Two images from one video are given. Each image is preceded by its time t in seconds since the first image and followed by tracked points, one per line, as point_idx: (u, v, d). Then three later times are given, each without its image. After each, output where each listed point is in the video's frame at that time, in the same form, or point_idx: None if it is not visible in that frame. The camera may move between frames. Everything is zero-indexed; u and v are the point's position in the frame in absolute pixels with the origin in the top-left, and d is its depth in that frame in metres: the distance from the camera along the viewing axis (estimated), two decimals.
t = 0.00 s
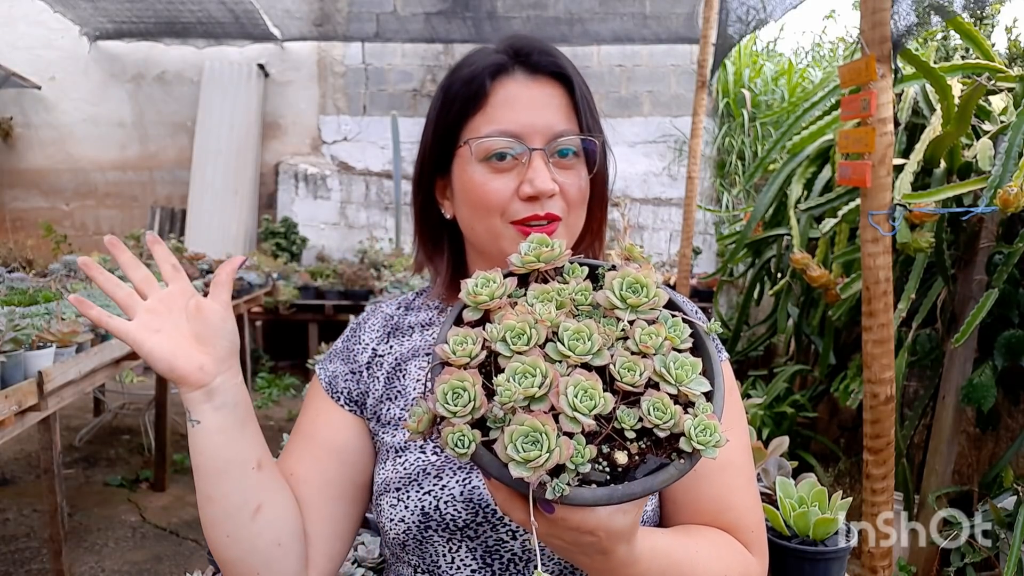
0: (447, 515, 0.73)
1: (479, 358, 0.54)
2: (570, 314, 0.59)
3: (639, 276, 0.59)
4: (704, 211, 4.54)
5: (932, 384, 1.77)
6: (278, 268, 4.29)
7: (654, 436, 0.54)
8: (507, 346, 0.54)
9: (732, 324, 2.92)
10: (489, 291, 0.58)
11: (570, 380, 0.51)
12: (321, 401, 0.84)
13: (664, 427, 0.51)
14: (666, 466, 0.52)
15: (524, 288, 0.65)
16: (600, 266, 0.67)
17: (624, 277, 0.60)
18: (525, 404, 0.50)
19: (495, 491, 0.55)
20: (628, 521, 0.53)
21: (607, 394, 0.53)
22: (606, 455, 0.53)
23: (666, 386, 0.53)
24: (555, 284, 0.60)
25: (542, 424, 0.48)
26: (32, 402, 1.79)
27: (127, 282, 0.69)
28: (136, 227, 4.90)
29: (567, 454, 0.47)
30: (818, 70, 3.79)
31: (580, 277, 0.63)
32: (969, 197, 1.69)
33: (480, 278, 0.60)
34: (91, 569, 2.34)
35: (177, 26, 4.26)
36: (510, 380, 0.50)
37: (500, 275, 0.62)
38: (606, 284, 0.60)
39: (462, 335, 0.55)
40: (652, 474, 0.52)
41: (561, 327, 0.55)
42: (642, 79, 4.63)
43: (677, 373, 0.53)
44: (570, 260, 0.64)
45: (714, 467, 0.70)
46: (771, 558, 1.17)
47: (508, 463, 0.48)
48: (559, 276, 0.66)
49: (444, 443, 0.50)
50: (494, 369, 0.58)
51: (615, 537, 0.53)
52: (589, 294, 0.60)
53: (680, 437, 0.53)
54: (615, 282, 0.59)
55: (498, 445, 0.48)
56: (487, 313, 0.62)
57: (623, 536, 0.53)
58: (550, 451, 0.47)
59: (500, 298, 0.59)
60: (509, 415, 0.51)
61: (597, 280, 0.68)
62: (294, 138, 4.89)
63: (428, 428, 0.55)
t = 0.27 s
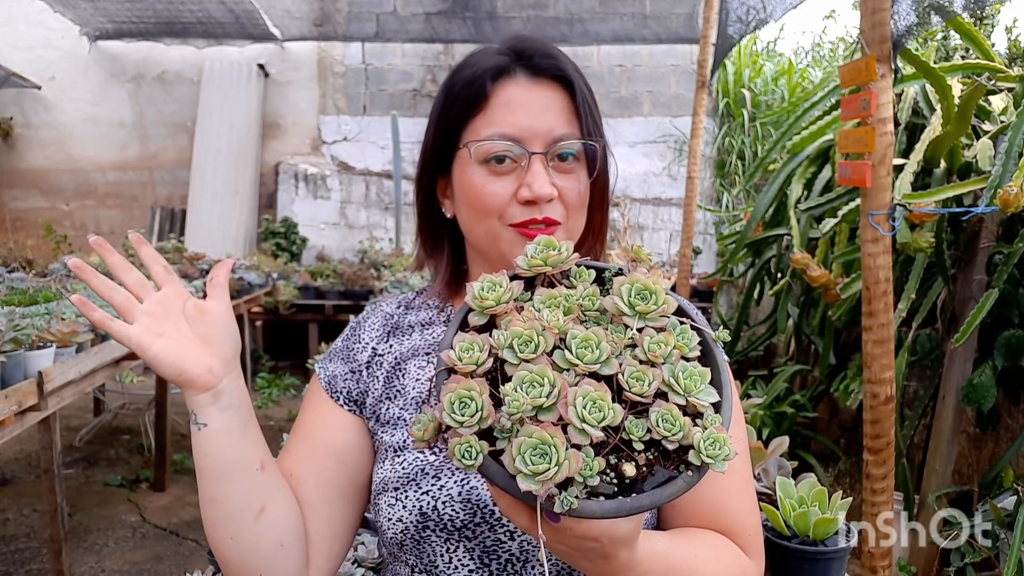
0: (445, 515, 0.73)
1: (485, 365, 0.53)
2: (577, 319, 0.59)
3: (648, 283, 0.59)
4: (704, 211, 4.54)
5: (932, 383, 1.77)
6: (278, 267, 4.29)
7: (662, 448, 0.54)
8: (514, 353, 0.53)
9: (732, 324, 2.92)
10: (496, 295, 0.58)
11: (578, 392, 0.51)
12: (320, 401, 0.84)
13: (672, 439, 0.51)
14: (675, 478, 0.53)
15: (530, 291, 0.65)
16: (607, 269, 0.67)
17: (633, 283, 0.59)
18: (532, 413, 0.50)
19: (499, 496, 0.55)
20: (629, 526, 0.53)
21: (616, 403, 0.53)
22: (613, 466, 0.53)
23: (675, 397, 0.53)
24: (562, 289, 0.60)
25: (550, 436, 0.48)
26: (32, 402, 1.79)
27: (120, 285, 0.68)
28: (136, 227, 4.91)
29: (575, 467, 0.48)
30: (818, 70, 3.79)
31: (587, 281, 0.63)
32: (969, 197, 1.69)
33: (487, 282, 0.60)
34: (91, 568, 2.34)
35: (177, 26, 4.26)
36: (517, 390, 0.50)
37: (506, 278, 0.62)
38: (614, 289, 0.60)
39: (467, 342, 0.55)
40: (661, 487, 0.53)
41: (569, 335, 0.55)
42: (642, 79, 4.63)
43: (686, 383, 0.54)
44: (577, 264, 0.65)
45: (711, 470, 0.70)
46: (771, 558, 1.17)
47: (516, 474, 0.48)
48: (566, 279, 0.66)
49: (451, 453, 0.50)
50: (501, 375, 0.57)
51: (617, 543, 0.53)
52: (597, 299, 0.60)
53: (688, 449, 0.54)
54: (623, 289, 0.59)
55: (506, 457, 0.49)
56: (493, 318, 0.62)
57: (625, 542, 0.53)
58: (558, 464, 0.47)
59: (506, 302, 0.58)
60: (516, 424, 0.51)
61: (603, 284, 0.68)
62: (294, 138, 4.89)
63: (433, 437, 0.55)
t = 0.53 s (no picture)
0: (447, 517, 0.73)
1: (499, 367, 0.53)
2: (588, 320, 0.59)
3: (656, 283, 0.59)
4: (704, 211, 4.54)
5: (932, 383, 1.77)
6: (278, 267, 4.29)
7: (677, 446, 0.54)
8: (528, 354, 0.53)
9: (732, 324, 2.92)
10: (507, 298, 0.58)
11: (595, 392, 0.51)
12: (317, 402, 0.83)
13: (688, 437, 0.51)
14: (691, 475, 0.53)
15: (538, 293, 0.65)
16: (613, 270, 0.67)
17: (642, 283, 0.59)
18: (550, 414, 0.50)
19: (511, 498, 0.55)
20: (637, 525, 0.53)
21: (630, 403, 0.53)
22: (630, 465, 0.54)
23: (688, 395, 0.53)
24: (573, 290, 0.60)
25: (570, 436, 0.48)
26: (32, 402, 1.79)
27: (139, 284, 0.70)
28: (136, 227, 4.90)
29: (596, 466, 0.47)
30: (819, 70, 3.78)
31: (595, 282, 0.63)
32: (969, 197, 1.69)
33: (496, 284, 0.60)
34: (91, 568, 2.34)
35: (177, 26, 4.26)
36: (534, 390, 0.50)
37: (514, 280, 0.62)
38: (623, 290, 0.60)
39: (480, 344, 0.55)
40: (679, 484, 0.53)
41: (582, 336, 0.55)
42: (642, 79, 4.63)
43: (698, 382, 0.54)
44: (583, 265, 0.65)
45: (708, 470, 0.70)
46: (771, 559, 1.17)
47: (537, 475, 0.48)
48: (573, 281, 0.66)
49: (469, 456, 0.50)
50: (515, 377, 0.57)
51: (627, 542, 0.53)
52: (606, 300, 0.60)
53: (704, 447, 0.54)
54: (633, 289, 0.59)
55: (526, 459, 0.48)
56: (503, 319, 0.62)
57: (634, 541, 0.53)
58: (579, 464, 0.47)
59: (518, 305, 0.58)
60: (534, 426, 0.50)
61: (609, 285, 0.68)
62: (294, 138, 4.89)
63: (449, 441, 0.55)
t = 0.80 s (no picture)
0: (448, 517, 0.73)
1: (502, 363, 0.53)
2: (590, 318, 0.60)
3: (658, 281, 0.59)
4: (704, 211, 4.54)
5: (932, 383, 1.77)
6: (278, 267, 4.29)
7: (679, 444, 0.54)
8: (531, 351, 0.54)
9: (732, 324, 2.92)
10: (509, 295, 0.58)
11: (598, 388, 0.51)
12: (316, 403, 0.83)
13: (690, 433, 0.51)
14: (694, 471, 0.53)
15: (540, 292, 0.65)
16: (614, 270, 0.67)
17: (643, 281, 0.59)
18: (553, 410, 0.50)
19: (513, 496, 0.55)
20: (639, 522, 0.53)
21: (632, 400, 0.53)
22: (632, 461, 0.54)
23: (690, 392, 0.53)
24: (574, 288, 0.60)
25: (574, 431, 0.48)
26: (32, 402, 1.79)
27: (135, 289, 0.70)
28: (136, 227, 4.90)
29: (600, 461, 0.47)
30: (819, 69, 3.78)
31: (596, 280, 0.63)
32: (969, 197, 1.69)
33: (499, 282, 0.60)
34: (91, 569, 2.34)
35: (177, 26, 4.26)
36: (537, 386, 0.50)
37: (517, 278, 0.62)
38: (624, 288, 0.60)
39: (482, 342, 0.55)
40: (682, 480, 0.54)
41: (584, 332, 0.55)
42: (642, 79, 4.63)
43: (700, 378, 0.54)
44: (585, 264, 0.65)
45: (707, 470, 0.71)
46: (771, 559, 1.17)
47: (540, 470, 0.48)
48: (574, 279, 0.66)
49: (473, 451, 0.50)
50: (518, 374, 0.57)
51: (628, 541, 0.53)
52: (608, 298, 0.60)
53: (706, 444, 0.54)
54: (634, 287, 0.59)
55: (530, 454, 0.48)
56: (505, 317, 0.62)
57: (635, 540, 0.53)
58: (583, 459, 0.47)
59: (519, 302, 0.58)
60: (537, 421, 0.51)
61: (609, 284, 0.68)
62: (294, 138, 4.89)
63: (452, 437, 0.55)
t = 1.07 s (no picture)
0: (446, 518, 0.73)
1: (500, 368, 0.54)
2: (589, 322, 0.60)
3: (658, 285, 0.59)
4: (704, 211, 4.55)
5: (932, 383, 1.77)
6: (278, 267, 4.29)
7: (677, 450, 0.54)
8: (529, 356, 0.54)
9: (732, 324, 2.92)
10: (508, 299, 0.58)
11: (596, 394, 0.51)
12: (316, 403, 0.83)
13: (688, 441, 0.51)
14: (691, 479, 0.53)
15: (539, 294, 0.65)
16: (614, 272, 0.67)
17: (643, 285, 0.59)
18: (550, 417, 0.50)
19: (511, 501, 0.55)
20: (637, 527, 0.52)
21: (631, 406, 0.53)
22: (630, 468, 0.54)
23: (688, 399, 0.53)
24: (573, 292, 0.60)
25: (570, 439, 0.48)
26: (32, 402, 1.79)
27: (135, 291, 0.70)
28: (136, 227, 4.90)
29: (597, 470, 0.47)
30: (819, 69, 3.78)
31: (596, 283, 0.63)
32: (969, 197, 1.69)
33: (498, 285, 0.60)
34: (91, 568, 2.34)
35: (177, 26, 4.26)
36: (535, 393, 0.50)
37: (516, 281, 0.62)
38: (624, 292, 0.60)
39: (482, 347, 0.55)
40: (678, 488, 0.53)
41: (583, 337, 0.55)
42: (642, 79, 4.63)
43: (699, 386, 0.54)
44: (585, 267, 0.65)
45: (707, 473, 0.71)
46: (771, 559, 1.17)
47: (537, 478, 0.48)
48: (574, 282, 0.66)
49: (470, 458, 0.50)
50: (516, 378, 0.58)
51: (626, 545, 0.53)
52: (607, 302, 0.60)
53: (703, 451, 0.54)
54: (634, 291, 0.59)
55: (526, 462, 0.48)
56: (505, 320, 0.62)
57: (633, 544, 0.53)
58: (579, 467, 0.47)
59: (519, 306, 0.58)
60: (534, 428, 0.51)
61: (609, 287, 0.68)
62: (294, 138, 4.89)
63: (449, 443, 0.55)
